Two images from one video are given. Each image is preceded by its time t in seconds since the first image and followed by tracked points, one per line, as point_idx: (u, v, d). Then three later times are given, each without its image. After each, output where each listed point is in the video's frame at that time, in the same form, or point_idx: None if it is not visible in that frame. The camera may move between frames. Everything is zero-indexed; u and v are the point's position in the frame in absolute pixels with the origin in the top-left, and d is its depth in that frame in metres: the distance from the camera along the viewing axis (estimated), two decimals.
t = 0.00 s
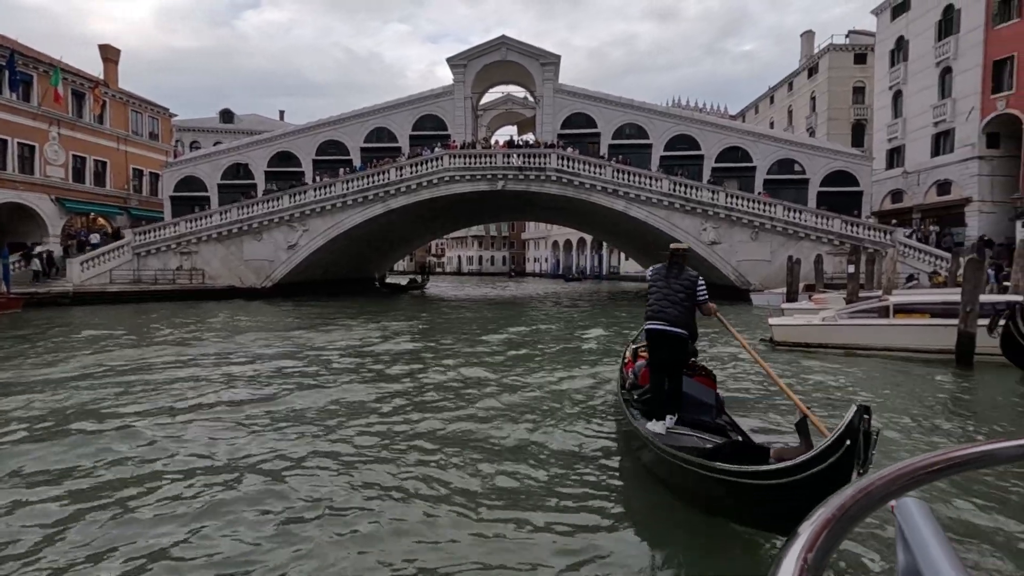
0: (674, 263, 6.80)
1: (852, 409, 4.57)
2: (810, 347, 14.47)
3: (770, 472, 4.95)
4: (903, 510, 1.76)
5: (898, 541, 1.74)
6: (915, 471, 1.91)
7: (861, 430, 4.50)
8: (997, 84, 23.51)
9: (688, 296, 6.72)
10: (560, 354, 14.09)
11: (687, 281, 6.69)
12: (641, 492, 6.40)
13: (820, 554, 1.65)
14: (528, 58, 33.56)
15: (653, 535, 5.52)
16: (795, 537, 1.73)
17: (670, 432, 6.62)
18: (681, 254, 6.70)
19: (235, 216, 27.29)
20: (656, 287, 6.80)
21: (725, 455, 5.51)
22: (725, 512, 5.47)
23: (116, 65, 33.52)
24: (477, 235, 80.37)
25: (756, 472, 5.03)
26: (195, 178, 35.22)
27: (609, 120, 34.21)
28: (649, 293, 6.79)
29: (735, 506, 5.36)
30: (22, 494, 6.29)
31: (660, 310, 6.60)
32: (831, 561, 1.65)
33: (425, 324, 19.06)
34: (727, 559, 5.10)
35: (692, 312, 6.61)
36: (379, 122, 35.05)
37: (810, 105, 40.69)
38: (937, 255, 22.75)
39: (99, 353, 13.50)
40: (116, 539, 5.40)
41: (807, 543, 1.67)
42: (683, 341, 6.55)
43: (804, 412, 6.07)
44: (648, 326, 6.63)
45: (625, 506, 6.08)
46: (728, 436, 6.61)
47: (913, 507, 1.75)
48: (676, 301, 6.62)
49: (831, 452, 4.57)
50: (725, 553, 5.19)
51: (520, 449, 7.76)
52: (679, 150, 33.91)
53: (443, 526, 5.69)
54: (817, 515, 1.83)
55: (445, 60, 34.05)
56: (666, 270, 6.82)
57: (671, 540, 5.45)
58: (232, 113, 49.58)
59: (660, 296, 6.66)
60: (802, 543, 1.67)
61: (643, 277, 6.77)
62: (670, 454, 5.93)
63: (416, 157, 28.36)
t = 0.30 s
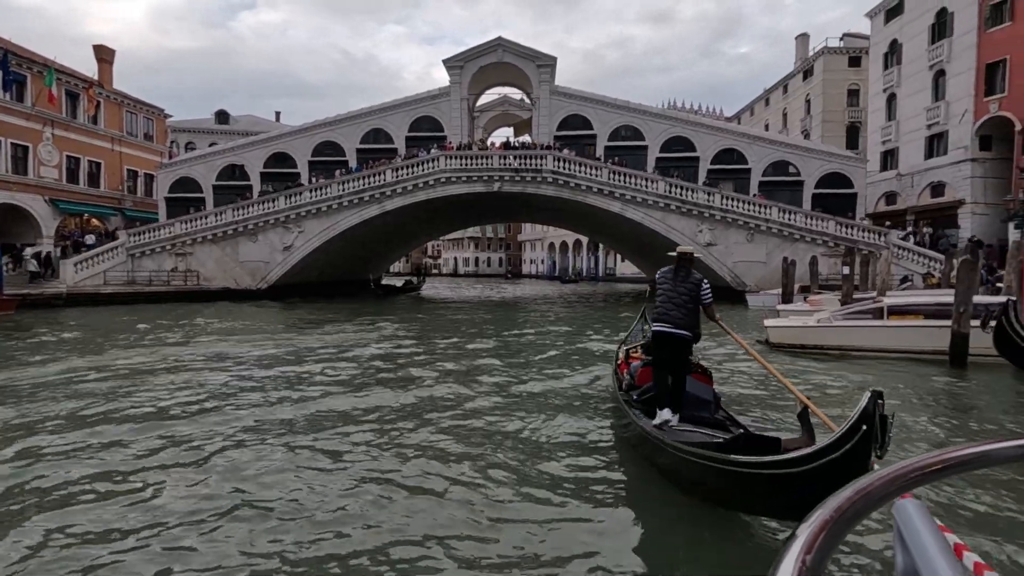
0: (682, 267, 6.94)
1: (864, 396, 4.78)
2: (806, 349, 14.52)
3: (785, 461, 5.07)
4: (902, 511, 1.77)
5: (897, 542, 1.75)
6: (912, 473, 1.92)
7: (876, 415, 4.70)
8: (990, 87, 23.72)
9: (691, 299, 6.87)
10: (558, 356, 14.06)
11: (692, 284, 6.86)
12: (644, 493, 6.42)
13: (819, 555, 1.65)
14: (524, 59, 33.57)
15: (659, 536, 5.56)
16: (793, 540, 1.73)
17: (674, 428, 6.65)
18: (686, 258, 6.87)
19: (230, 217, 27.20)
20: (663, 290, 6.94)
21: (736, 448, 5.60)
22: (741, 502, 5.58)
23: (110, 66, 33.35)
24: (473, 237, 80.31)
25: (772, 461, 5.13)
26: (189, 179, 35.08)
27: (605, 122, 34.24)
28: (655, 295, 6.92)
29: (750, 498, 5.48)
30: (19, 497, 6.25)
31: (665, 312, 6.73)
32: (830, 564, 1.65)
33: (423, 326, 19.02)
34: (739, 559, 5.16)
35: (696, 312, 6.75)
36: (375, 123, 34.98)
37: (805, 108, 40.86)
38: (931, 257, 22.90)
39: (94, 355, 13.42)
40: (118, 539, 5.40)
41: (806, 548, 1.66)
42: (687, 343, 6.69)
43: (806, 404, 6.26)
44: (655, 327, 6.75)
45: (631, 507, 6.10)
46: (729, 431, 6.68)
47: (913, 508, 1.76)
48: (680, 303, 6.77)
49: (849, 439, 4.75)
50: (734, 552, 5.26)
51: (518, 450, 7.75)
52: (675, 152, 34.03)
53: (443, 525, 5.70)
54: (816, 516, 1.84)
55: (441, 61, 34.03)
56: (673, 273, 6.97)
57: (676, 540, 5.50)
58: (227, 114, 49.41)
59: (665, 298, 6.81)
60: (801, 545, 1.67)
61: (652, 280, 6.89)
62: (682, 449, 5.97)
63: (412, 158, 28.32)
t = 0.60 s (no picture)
0: (682, 270, 7.11)
1: (890, 401, 4.84)
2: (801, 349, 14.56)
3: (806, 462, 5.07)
4: (897, 515, 1.78)
5: (890, 547, 1.75)
6: (903, 476, 1.94)
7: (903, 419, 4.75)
8: (983, 89, 23.89)
9: (693, 301, 7.05)
10: (555, 357, 14.07)
11: (693, 286, 7.03)
12: (643, 495, 6.40)
13: (815, 558, 1.64)
14: (520, 61, 33.57)
15: (660, 538, 5.54)
16: (789, 542, 1.73)
17: (679, 427, 6.79)
18: (689, 261, 7.05)
19: (226, 218, 27.10)
20: (665, 293, 7.14)
21: (754, 449, 5.58)
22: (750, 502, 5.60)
23: (104, 66, 33.19)
24: (470, 238, 80.31)
25: (793, 461, 5.12)
26: (184, 180, 34.96)
27: (601, 123, 34.31)
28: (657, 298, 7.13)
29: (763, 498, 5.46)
30: (15, 500, 6.22)
31: (667, 316, 6.98)
32: (827, 565, 1.65)
33: (420, 327, 19.03)
34: (749, 561, 5.13)
35: (698, 314, 6.91)
36: (372, 124, 34.93)
37: (800, 110, 41.03)
38: (925, 258, 23.04)
39: (90, 356, 13.36)
40: (116, 542, 5.39)
41: (800, 550, 1.66)
42: (689, 344, 6.90)
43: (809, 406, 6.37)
44: (658, 330, 7.02)
45: (632, 510, 6.07)
46: (732, 429, 6.80)
47: (906, 513, 1.78)
48: (681, 306, 6.98)
49: (874, 441, 4.82)
50: (742, 554, 5.24)
51: (516, 451, 7.76)
52: (671, 153, 34.12)
53: (442, 528, 5.70)
54: (809, 519, 1.84)
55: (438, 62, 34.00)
56: (674, 276, 7.15)
57: (677, 542, 5.48)
58: (222, 114, 49.25)
59: (667, 302, 7.02)
60: (795, 549, 1.66)
61: (654, 283, 7.06)
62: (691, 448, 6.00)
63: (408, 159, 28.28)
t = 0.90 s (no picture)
0: (682, 272, 7.16)
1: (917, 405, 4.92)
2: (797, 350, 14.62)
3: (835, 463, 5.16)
4: (892, 520, 1.79)
5: (885, 552, 1.75)
6: (899, 481, 1.95)
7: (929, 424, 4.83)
8: (976, 91, 24.06)
9: (693, 304, 7.11)
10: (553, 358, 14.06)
11: (693, 288, 7.09)
12: (641, 495, 6.41)
13: (809, 565, 1.66)
14: (517, 62, 33.60)
15: (657, 537, 5.56)
16: (784, 549, 1.76)
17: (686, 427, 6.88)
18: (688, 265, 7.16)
19: (221, 219, 27.01)
20: (665, 297, 7.18)
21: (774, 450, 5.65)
22: (768, 500, 5.67)
23: (98, 66, 33.04)
24: (466, 239, 80.23)
25: (818, 462, 5.21)
26: (179, 180, 34.82)
27: (597, 125, 34.38)
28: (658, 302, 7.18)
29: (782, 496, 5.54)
30: (10, 502, 6.19)
31: (668, 319, 7.04)
32: (822, 573, 1.67)
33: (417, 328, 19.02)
34: (749, 560, 5.13)
35: (698, 317, 7.02)
36: (368, 125, 34.89)
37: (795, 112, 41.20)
38: (920, 259, 23.15)
39: (86, 358, 13.31)
40: (110, 543, 5.36)
41: (795, 561, 1.67)
42: (690, 347, 6.97)
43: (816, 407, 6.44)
44: (659, 334, 7.10)
45: (631, 510, 6.08)
46: (734, 428, 6.90)
47: (902, 518, 1.79)
48: (682, 309, 7.04)
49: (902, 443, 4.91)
50: (743, 555, 5.26)
51: (516, 451, 7.77)
52: (667, 155, 34.20)
53: (439, 528, 5.68)
54: (804, 528, 1.85)
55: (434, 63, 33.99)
56: (674, 280, 7.20)
57: (676, 542, 5.48)
58: (217, 114, 49.10)
59: (668, 305, 7.07)
60: (790, 558, 1.68)
61: (653, 288, 7.11)
62: (707, 447, 6.07)
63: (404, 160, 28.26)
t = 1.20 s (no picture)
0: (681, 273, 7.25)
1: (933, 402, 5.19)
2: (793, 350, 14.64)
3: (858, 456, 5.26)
4: (889, 523, 1.79)
5: (882, 553, 1.75)
6: (895, 482, 1.96)
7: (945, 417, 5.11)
8: (970, 94, 24.24)
9: (694, 304, 7.21)
10: (550, 359, 14.05)
11: (694, 288, 7.19)
12: (639, 496, 6.43)
13: (807, 566, 1.66)
14: (513, 63, 33.61)
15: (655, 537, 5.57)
16: (782, 550, 1.77)
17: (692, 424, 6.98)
18: (687, 266, 7.29)
19: (216, 219, 26.90)
20: (666, 298, 7.27)
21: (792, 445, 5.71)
22: (781, 497, 5.74)
23: (93, 65, 32.88)
24: (463, 239, 80.10)
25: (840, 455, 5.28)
26: (174, 181, 34.67)
27: (593, 126, 34.44)
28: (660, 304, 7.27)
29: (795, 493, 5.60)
30: (6, 503, 6.14)
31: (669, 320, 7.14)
32: (820, 572, 1.67)
33: (415, 328, 18.98)
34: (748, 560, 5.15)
35: (700, 316, 7.13)
36: (364, 125, 34.84)
37: (790, 113, 41.33)
38: (914, 261, 23.28)
39: (82, 358, 13.23)
40: (106, 545, 5.32)
41: (791, 562, 1.66)
42: (692, 345, 7.09)
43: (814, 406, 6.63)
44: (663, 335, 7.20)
45: (628, 510, 6.09)
46: (737, 426, 6.99)
47: (900, 521, 1.79)
48: (682, 310, 7.14)
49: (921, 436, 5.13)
50: (739, 554, 5.30)
51: (514, 452, 7.76)
52: (663, 156, 34.27)
53: (438, 530, 5.66)
54: (801, 529, 1.85)
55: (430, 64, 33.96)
56: (673, 280, 7.29)
57: (674, 542, 5.50)
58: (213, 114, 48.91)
59: (670, 306, 7.17)
60: (787, 559, 1.67)
61: (653, 289, 7.20)
62: (716, 443, 6.11)
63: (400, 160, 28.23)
